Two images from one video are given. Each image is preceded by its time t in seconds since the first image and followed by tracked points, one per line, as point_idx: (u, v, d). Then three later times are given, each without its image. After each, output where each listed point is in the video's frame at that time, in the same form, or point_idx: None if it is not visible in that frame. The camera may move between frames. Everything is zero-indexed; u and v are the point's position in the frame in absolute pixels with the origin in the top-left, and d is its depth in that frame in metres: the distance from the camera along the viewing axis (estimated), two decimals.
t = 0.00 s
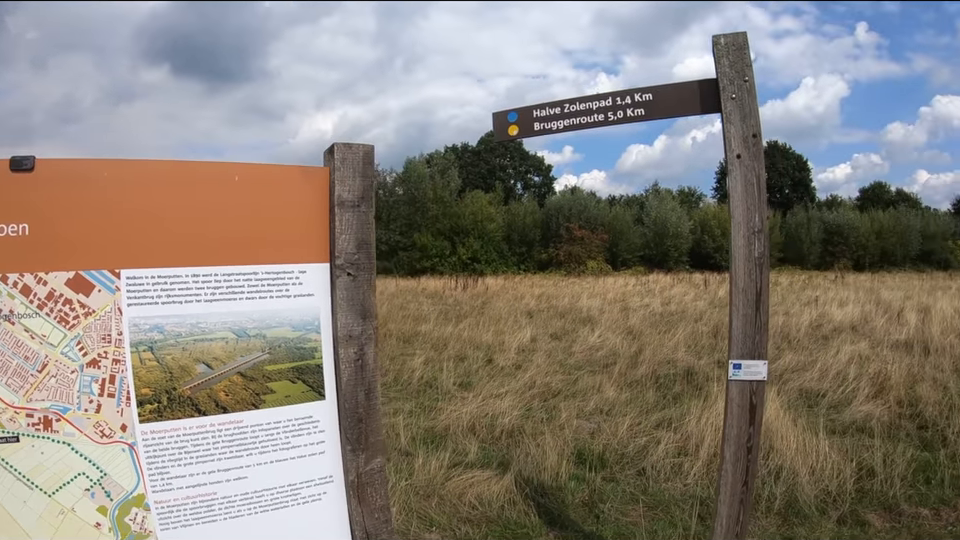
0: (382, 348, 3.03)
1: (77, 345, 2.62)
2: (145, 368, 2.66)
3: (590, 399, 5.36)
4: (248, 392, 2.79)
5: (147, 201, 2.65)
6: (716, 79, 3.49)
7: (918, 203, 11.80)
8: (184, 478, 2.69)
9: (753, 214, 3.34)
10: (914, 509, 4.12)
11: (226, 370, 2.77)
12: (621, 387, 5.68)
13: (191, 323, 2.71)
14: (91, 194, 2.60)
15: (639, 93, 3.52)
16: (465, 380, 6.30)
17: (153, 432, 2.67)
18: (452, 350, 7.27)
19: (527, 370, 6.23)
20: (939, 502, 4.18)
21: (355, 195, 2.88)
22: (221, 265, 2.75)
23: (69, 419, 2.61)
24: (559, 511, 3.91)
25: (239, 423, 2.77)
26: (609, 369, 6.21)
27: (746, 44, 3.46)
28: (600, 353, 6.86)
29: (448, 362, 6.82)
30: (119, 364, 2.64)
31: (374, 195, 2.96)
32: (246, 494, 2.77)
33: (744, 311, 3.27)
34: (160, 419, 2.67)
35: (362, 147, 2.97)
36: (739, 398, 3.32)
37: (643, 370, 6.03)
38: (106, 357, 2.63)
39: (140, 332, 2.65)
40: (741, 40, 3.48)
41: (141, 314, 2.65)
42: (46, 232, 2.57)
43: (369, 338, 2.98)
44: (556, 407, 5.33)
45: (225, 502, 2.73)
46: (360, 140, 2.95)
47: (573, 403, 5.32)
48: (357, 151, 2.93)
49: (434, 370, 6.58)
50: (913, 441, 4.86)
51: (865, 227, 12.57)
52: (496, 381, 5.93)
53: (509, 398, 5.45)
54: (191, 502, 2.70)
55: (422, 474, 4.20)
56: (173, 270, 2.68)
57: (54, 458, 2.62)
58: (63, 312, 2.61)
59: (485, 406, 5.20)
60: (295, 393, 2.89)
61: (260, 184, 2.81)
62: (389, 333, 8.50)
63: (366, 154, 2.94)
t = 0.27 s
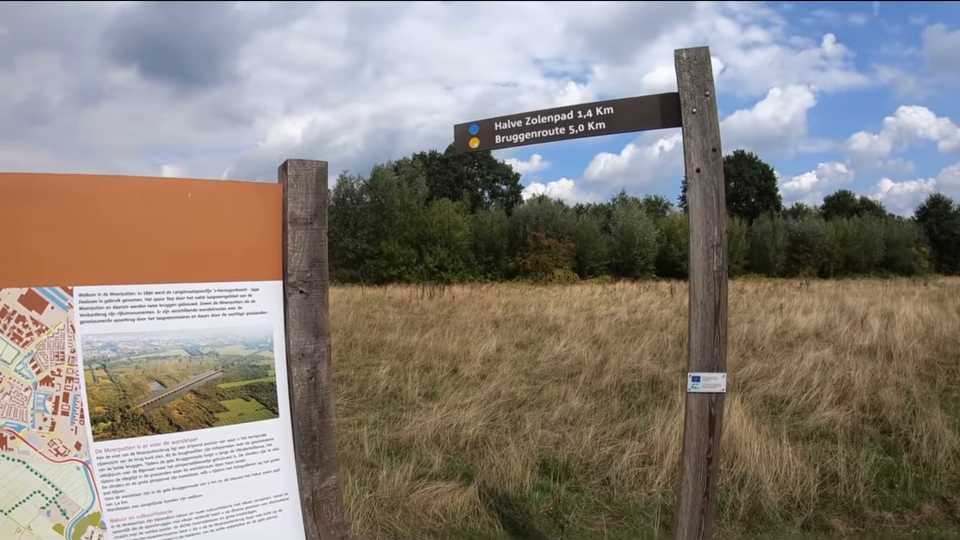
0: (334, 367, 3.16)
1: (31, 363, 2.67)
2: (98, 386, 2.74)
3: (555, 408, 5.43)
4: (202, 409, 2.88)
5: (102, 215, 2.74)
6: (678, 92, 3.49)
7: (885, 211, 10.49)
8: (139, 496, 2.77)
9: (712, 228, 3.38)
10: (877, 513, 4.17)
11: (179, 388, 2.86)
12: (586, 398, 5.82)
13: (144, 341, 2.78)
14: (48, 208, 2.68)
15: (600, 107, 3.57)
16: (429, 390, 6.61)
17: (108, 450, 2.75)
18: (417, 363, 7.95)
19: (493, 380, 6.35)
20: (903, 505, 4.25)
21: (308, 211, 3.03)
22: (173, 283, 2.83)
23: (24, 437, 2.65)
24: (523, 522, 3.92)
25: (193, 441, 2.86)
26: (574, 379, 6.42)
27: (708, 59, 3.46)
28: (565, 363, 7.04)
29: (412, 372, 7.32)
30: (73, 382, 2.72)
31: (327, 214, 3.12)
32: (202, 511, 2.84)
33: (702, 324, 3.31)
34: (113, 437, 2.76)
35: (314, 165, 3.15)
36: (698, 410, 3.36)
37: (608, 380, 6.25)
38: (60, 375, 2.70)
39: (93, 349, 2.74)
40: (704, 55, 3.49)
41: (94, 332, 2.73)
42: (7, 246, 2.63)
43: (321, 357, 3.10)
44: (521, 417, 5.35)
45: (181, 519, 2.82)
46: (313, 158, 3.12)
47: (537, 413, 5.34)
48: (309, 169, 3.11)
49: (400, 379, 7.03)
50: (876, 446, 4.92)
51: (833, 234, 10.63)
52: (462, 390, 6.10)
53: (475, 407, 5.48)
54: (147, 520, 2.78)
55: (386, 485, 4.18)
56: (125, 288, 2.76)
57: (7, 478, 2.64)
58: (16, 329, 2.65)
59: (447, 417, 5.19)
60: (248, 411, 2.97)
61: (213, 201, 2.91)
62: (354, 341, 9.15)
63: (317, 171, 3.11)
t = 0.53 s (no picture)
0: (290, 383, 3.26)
1: None
2: (55, 403, 2.76)
3: (523, 416, 5.65)
4: (159, 426, 2.92)
5: (57, 227, 2.80)
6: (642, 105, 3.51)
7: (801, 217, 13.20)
8: (97, 513, 2.79)
9: (673, 241, 3.43)
10: (843, 520, 4.12)
11: (136, 404, 2.89)
12: (553, 405, 6.08)
13: (100, 358, 2.82)
14: (1, 222, 2.73)
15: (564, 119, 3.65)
16: (397, 397, 6.74)
17: (65, 467, 2.76)
18: (385, 367, 8.01)
19: (461, 388, 6.65)
20: (868, 511, 4.19)
21: (263, 227, 3.14)
22: (129, 299, 2.89)
23: None
24: (490, 529, 3.93)
25: (150, 458, 2.88)
26: (543, 386, 6.77)
27: (672, 72, 3.50)
28: (533, 369, 7.59)
29: (380, 378, 7.46)
30: (29, 399, 2.73)
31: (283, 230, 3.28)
32: (160, 528, 2.87)
33: (666, 337, 3.34)
34: (70, 453, 2.77)
35: (271, 180, 3.31)
36: (661, 422, 3.39)
37: (576, 385, 6.58)
38: (16, 392, 2.72)
39: (49, 366, 2.75)
40: (668, 68, 3.53)
41: (50, 349, 2.75)
42: None
43: (278, 373, 3.20)
44: (487, 423, 5.60)
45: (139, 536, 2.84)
46: (270, 173, 3.27)
47: (506, 419, 5.59)
48: (266, 185, 3.22)
49: (368, 386, 7.14)
50: (842, 453, 4.93)
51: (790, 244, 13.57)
52: (428, 398, 6.29)
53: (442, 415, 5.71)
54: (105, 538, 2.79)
55: (352, 494, 4.19)
56: (80, 304, 2.79)
57: None
58: None
59: (415, 424, 5.40)
60: (206, 427, 3.03)
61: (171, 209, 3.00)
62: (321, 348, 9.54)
63: (274, 186, 3.27)
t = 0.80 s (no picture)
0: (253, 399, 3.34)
1: None
2: (18, 418, 2.81)
3: (494, 422, 5.71)
4: (122, 441, 2.96)
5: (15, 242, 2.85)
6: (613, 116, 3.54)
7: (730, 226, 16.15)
8: (61, 529, 2.82)
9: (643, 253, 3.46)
10: (814, 524, 4.03)
11: (98, 420, 2.93)
12: (524, 411, 6.17)
13: (62, 373, 2.87)
14: None
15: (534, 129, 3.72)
16: (367, 403, 6.70)
17: (29, 483, 2.80)
18: (357, 373, 7.98)
19: (432, 393, 6.75)
20: (839, 515, 4.12)
21: (226, 241, 3.23)
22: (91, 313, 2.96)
23: None
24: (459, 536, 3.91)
25: (114, 473, 2.93)
26: (515, 392, 6.86)
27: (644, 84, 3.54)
28: (504, 374, 7.72)
29: (352, 384, 7.43)
30: None
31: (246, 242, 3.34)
32: None
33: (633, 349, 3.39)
34: (34, 469, 2.81)
35: (234, 192, 3.39)
36: (630, 433, 3.44)
37: (547, 392, 6.69)
38: None
39: (11, 382, 2.80)
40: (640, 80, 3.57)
41: (11, 365, 2.80)
42: None
43: (241, 388, 3.28)
44: (458, 430, 5.63)
45: None
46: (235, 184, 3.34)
47: (478, 426, 5.64)
48: (229, 197, 3.28)
49: (339, 392, 7.11)
50: (813, 458, 4.91)
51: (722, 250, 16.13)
52: (400, 405, 6.32)
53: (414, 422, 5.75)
54: None
55: (323, 503, 4.17)
56: (42, 318, 2.85)
57: None
58: None
59: (387, 431, 5.41)
60: (169, 442, 3.08)
61: (133, 221, 3.07)
62: (294, 355, 9.70)
63: (238, 199, 3.32)
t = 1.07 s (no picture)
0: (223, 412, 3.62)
1: None
2: None
3: (470, 428, 5.75)
4: (92, 456, 3.16)
5: None
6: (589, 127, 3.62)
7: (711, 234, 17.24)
8: None
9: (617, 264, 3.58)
10: (789, 528, 4.09)
11: (69, 434, 3.13)
12: (500, 416, 6.20)
13: (32, 388, 3.05)
14: None
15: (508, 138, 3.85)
16: (342, 408, 6.67)
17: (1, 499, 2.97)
18: (332, 377, 7.94)
19: (406, 399, 6.72)
20: (814, 518, 4.18)
21: (196, 252, 3.51)
22: (60, 327, 3.15)
23: None
24: None
25: (84, 488, 3.12)
26: (490, 397, 6.91)
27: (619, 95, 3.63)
28: (480, 379, 7.75)
29: (326, 389, 7.39)
30: None
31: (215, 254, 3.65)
32: None
33: (609, 358, 3.48)
34: (5, 483, 2.99)
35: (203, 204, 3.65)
36: (604, 440, 3.55)
37: (523, 397, 6.73)
38: None
39: None
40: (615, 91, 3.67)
41: None
42: None
43: (212, 402, 3.55)
44: (433, 436, 5.63)
45: None
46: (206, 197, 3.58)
47: (453, 431, 5.67)
48: (199, 210, 3.53)
49: (314, 398, 7.06)
50: (788, 461, 5.00)
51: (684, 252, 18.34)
52: (375, 410, 6.33)
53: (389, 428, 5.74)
54: None
55: (298, 510, 4.15)
56: (13, 331, 3.03)
57: None
58: None
59: (362, 436, 5.40)
60: (139, 456, 3.30)
61: (107, 240, 3.30)
62: (268, 360, 9.64)
63: (208, 210, 3.59)
